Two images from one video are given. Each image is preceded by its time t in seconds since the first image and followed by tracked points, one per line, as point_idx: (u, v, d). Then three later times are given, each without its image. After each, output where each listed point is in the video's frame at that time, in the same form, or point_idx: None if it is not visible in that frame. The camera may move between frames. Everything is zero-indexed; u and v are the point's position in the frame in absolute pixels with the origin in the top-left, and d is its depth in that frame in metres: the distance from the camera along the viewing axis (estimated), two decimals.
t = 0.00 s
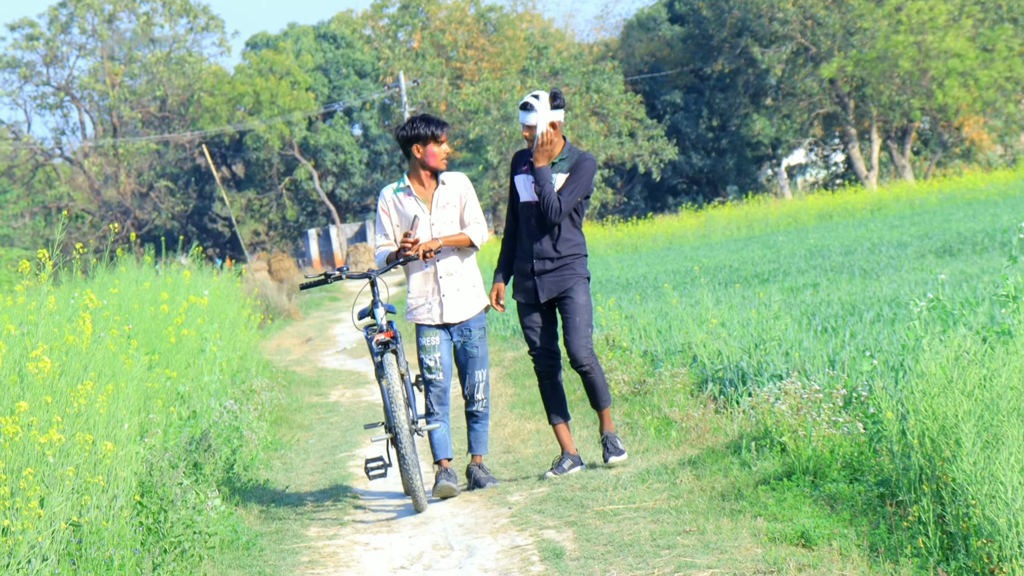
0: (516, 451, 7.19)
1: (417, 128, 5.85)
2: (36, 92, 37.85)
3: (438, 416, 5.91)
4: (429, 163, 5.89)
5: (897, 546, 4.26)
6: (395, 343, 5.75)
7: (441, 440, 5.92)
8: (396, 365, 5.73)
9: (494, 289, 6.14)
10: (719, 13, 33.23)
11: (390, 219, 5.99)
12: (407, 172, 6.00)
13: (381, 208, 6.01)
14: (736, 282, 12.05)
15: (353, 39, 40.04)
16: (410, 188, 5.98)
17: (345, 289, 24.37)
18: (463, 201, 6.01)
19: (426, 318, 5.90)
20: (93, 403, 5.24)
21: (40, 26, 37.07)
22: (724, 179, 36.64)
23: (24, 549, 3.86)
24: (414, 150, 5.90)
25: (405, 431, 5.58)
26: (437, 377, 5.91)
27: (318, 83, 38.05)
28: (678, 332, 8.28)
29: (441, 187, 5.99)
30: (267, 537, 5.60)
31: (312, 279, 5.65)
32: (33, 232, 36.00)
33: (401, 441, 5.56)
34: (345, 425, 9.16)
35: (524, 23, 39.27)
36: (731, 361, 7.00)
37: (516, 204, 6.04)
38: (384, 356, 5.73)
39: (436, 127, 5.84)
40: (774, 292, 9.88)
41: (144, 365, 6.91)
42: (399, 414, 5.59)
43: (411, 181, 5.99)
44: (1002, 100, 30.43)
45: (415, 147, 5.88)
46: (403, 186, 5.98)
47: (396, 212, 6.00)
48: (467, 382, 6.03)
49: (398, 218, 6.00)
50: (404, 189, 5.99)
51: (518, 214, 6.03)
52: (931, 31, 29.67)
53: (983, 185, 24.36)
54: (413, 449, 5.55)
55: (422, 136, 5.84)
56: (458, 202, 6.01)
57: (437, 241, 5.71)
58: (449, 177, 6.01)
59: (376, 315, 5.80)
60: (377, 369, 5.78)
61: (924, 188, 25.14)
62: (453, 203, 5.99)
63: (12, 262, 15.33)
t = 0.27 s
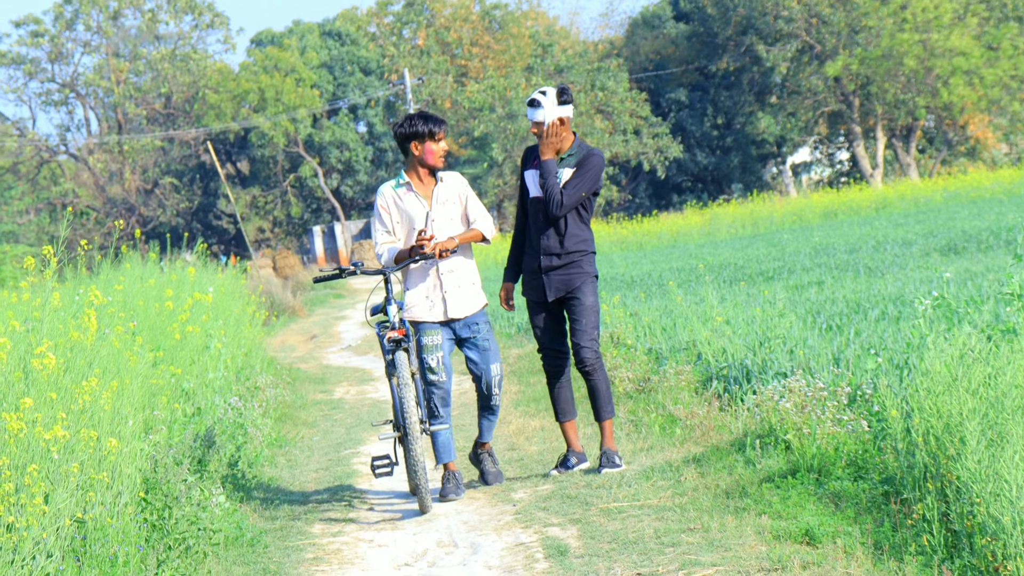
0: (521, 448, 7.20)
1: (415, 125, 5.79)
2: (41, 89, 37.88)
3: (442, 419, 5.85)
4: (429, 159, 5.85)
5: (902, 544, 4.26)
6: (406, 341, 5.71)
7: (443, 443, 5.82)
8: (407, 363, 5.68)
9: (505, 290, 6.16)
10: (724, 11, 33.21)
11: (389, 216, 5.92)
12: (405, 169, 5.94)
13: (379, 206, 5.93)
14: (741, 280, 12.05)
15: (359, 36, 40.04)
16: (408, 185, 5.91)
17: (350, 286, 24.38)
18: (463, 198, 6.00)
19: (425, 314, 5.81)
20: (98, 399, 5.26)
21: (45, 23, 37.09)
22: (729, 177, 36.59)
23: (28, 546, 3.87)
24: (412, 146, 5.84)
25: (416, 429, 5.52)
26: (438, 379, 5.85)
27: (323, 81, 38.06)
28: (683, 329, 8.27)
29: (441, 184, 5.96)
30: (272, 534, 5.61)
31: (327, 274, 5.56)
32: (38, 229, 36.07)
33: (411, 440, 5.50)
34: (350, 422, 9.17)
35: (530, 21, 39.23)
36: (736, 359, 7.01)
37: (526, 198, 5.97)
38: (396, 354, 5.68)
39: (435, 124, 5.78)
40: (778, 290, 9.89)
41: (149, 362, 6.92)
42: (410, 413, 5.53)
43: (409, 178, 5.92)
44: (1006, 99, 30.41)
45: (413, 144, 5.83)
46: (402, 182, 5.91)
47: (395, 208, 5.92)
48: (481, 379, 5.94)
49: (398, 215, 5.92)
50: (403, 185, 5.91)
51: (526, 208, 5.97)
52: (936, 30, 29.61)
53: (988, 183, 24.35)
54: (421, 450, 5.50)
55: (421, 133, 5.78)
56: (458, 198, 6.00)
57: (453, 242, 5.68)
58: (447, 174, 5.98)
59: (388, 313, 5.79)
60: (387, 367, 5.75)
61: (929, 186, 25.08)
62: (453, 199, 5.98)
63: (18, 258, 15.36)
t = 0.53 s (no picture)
0: (526, 445, 7.21)
1: (418, 119, 5.71)
2: (47, 86, 37.93)
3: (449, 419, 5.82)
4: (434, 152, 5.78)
5: (907, 542, 4.26)
6: (421, 340, 5.67)
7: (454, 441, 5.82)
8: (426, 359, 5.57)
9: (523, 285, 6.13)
10: (729, 7, 33.19)
11: (399, 207, 5.84)
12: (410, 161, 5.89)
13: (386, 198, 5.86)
14: (746, 277, 12.04)
15: (364, 33, 40.03)
16: (414, 176, 5.89)
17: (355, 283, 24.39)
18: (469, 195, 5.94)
19: (427, 306, 5.80)
20: (104, 396, 5.27)
21: (51, 20, 37.14)
22: (734, 173, 36.53)
23: (34, 543, 3.88)
24: (415, 142, 5.78)
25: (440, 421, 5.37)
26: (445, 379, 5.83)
27: (328, 78, 38.08)
28: (688, 326, 8.27)
29: (445, 178, 5.93)
30: (277, 531, 5.62)
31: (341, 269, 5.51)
32: (43, 225, 36.18)
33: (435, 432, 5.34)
34: (355, 419, 9.18)
35: (535, 18, 39.16)
36: (741, 356, 7.01)
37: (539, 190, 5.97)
38: (414, 349, 5.61)
39: (439, 117, 5.70)
40: (783, 287, 9.88)
41: (154, 359, 6.94)
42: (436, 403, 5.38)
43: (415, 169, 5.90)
44: (1012, 95, 30.31)
45: (416, 139, 5.76)
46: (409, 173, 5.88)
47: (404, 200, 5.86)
48: (487, 376, 5.93)
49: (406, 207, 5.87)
50: (410, 176, 5.89)
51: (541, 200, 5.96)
52: (941, 26, 29.55)
53: (993, 180, 24.27)
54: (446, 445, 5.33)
55: (426, 128, 5.70)
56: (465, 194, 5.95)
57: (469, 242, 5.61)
58: (452, 169, 5.93)
59: (399, 310, 5.75)
60: (402, 366, 5.72)
61: (935, 183, 25.03)
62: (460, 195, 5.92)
63: (23, 255, 15.39)
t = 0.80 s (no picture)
0: (529, 443, 7.22)
1: (421, 117, 5.65)
2: (50, 84, 37.97)
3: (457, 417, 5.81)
4: (438, 149, 5.71)
5: (909, 540, 4.26)
6: (429, 339, 5.66)
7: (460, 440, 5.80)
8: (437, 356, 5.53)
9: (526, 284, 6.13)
10: (732, 6, 33.20)
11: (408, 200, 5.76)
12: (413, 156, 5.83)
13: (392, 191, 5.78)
14: (748, 275, 12.03)
15: (367, 32, 40.03)
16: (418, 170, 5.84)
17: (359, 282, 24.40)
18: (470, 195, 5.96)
19: (431, 299, 5.78)
20: (106, 395, 5.28)
21: (54, 18, 37.16)
22: (737, 172, 36.51)
23: (36, 542, 3.89)
24: (417, 139, 5.71)
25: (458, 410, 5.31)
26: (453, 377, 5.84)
27: (331, 76, 38.10)
28: (691, 325, 8.27)
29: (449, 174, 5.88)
30: (280, 529, 5.63)
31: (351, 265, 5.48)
32: (47, 224, 36.23)
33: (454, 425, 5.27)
34: (358, 417, 9.20)
35: (539, 16, 39.12)
36: (744, 355, 7.02)
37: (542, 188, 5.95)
38: (423, 348, 5.60)
39: (442, 115, 5.64)
40: (786, 285, 9.88)
41: (157, 357, 6.96)
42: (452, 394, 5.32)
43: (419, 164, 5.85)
44: (1015, 94, 30.25)
45: (419, 137, 5.69)
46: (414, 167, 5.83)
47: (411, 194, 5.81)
48: (491, 376, 5.91)
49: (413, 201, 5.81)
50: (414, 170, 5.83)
51: (544, 198, 5.96)
52: (944, 25, 29.50)
53: (996, 179, 24.22)
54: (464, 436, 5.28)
55: (430, 125, 5.63)
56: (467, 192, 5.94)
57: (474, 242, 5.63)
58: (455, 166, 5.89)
59: (405, 311, 5.75)
60: (408, 366, 5.69)
61: (938, 182, 25.01)
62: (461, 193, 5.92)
63: (27, 253, 15.41)
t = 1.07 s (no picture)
0: (529, 443, 7.22)
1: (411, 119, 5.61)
2: (51, 83, 37.98)
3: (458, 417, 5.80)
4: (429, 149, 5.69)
5: (909, 540, 4.27)
6: (434, 339, 5.66)
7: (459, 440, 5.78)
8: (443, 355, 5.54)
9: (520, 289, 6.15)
10: (733, 5, 33.22)
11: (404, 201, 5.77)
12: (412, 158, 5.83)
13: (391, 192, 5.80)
14: (748, 275, 12.04)
15: (368, 31, 40.04)
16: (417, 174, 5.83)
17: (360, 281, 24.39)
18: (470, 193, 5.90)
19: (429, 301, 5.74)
20: (107, 394, 5.28)
21: (55, 17, 37.17)
22: (737, 171, 36.51)
23: (37, 541, 3.89)
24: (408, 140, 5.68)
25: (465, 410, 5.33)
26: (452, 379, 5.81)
27: (332, 75, 38.11)
28: (691, 324, 8.27)
29: (449, 175, 5.85)
30: (280, 528, 5.64)
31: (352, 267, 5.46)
32: (47, 223, 36.26)
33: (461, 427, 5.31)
34: (358, 417, 9.20)
35: (539, 15, 39.11)
36: (745, 354, 7.02)
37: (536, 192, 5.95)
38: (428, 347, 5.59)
39: (428, 115, 5.59)
40: (787, 285, 9.88)
41: (157, 356, 6.96)
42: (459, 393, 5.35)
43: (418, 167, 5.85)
44: (1016, 94, 30.26)
45: (413, 137, 5.67)
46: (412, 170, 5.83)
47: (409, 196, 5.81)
48: (490, 376, 5.87)
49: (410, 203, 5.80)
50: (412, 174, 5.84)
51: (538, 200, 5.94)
52: (945, 24, 29.50)
53: (997, 178, 24.25)
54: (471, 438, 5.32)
55: (416, 126, 5.58)
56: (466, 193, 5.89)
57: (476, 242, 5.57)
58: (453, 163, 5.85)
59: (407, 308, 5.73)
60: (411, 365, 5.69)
61: (938, 181, 25.02)
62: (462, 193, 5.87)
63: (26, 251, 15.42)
